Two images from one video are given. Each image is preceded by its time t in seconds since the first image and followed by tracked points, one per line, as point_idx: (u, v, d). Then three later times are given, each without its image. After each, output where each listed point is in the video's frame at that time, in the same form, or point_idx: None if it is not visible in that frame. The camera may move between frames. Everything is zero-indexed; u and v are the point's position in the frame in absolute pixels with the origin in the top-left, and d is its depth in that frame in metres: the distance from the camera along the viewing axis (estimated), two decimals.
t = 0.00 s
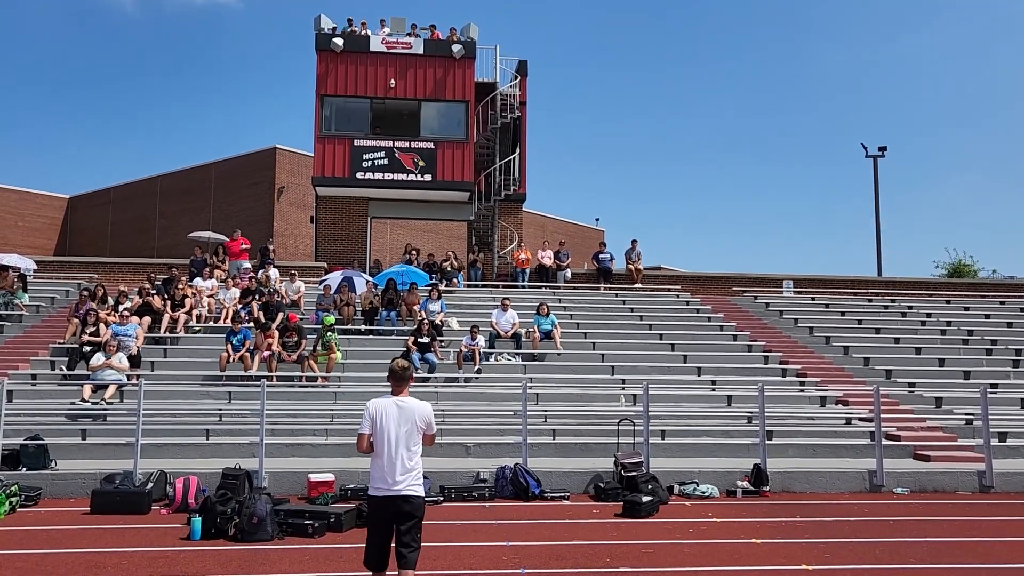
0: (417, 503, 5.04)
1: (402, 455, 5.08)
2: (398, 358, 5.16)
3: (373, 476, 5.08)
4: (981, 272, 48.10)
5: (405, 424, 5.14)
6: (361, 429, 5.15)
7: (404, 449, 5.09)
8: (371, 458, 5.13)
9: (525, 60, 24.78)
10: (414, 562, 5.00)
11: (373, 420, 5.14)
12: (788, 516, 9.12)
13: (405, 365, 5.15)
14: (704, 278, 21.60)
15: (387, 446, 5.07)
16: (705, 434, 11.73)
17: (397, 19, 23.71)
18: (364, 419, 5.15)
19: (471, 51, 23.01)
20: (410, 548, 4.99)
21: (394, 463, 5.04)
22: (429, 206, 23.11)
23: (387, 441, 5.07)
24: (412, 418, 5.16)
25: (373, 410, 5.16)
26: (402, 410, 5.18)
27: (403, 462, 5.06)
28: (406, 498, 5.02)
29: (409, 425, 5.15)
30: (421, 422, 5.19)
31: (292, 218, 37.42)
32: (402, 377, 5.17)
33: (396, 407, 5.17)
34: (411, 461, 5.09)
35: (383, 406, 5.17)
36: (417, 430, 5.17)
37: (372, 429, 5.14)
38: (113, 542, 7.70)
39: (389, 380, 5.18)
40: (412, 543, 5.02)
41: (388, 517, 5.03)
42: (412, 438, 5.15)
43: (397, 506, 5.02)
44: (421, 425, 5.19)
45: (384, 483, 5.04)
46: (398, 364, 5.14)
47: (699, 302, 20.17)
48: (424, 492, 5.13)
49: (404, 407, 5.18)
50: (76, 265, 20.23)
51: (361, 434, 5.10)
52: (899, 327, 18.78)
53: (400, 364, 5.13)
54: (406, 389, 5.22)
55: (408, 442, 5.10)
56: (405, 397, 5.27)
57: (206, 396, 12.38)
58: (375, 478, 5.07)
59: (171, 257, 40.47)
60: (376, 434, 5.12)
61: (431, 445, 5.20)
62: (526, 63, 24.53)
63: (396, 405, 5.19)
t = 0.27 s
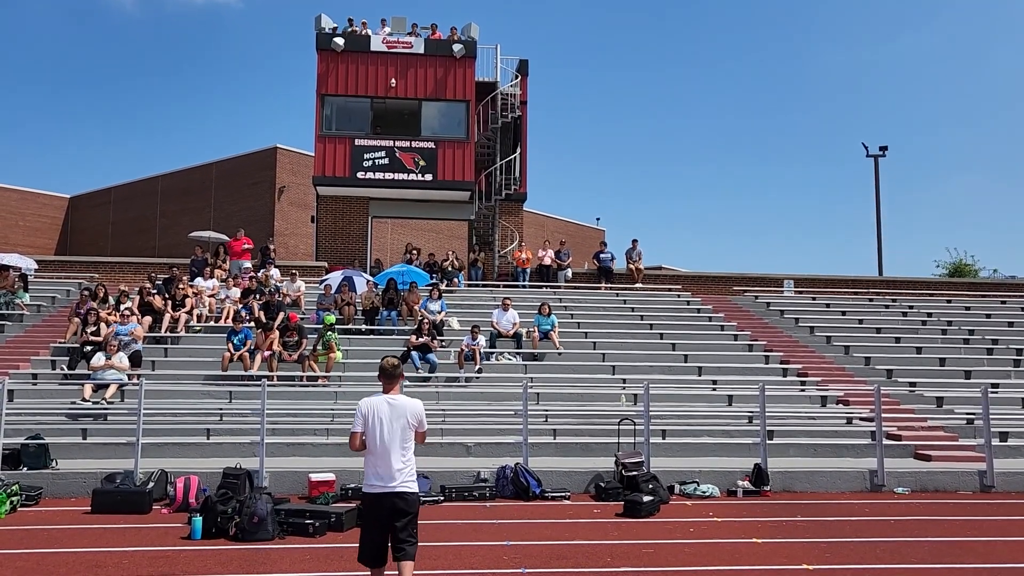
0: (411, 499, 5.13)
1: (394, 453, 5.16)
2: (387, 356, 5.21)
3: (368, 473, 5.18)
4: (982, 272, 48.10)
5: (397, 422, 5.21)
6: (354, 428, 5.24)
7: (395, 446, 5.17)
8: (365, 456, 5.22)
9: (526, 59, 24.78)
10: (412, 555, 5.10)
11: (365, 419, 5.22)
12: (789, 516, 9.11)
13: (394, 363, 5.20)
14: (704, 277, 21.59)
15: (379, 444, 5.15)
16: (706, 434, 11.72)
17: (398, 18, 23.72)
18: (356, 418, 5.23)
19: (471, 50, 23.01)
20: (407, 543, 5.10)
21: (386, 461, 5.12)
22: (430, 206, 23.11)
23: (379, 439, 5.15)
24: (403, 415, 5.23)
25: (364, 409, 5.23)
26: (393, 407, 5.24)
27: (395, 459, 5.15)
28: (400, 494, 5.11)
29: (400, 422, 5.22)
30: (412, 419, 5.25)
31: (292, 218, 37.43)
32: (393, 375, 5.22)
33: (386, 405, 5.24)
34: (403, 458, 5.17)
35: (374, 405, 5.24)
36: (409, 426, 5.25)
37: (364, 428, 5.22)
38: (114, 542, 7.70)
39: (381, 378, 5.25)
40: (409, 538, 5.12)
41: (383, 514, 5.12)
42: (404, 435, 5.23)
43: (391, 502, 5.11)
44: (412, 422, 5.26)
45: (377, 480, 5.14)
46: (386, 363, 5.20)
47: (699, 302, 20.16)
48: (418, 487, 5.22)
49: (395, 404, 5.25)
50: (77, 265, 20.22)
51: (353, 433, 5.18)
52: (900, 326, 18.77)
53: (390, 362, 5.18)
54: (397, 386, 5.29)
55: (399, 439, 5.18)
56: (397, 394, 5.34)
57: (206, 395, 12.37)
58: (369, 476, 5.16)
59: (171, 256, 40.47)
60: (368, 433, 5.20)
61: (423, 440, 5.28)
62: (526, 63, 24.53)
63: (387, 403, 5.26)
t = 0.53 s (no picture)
0: (408, 496, 5.17)
1: (390, 450, 5.19)
2: (383, 355, 5.26)
3: (364, 471, 5.21)
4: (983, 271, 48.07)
5: (392, 419, 5.24)
6: (349, 427, 5.26)
7: (391, 443, 5.20)
8: (360, 455, 5.25)
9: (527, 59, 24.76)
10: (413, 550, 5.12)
11: (360, 418, 5.25)
12: (790, 515, 9.10)
13: (389, 362, 5.25)
14: (705, 277, 21.58)
15: (374, 441, 5.19)
16: (706, 434, 11.71)
17: (398, 18, 23.71)
18: (352, 417, 5.26)
19: (472, 50, 23.00)
20: (407, 540, 5.12)
21: (383, 458, 5.15)
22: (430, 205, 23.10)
23: (375, 437, 5.18)
24: (398, 413, 5.26)
25: (359, 407, 5.26)
26: (388, 405, 5.28)
27: (391, 457, 5.18)
28: (397, 491, 5.15)
29: (396, 420, 5.25)
30: (407, 416, 5.29)
31: (293, 218, 37.43)
32: (388, 373, 5.27)
33: (381, 403, 5.28)
34: (399, 455, 5.21)
35: (370, 403, 5.28)
36: (404, 424, 5.28)
37: (359, 426, 5.25)
38: (115, 541, 7.70)
39: (374, 377, 5.30)
40: (409, 536, 5.14)
41: (382, 512, 5.14)
42: (399, 433, 5.26)
43: (387, 500, 5.14)
44: (407, 419, 5.30)
45: (374, 478, 5.16)
46: (382, 362, 5.25)
47: (700, 301, 20.15)
48: (414, 484, 5.26)
49: (390, 402, 5.29)
50: (77, 265, 20.22)
51: (348, 431, 5.21)
52: (901, 326, 18.76)
53: (386, 361, 5.23)
54: (392, 384, 5.33)
55: (395, 437, 5.22)
56: (391, 392, 5.38)
57: (207, 395, 12.36)
58: (366, 474, 5.19)
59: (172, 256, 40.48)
60: (364, 431, 5.23)
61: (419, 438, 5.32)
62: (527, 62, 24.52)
63: (382, 400, 5.29)
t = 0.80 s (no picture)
0: (409, 494, 5.20)
1: (391, 449, 5.23)
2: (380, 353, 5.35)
3: (365, 471, 5.23)
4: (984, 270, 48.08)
5: (392, 417, 5.29)
6: (349, 426, 5.30)
7: (392, 441, 5.24)
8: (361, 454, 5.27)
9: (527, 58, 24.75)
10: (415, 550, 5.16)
11: (360, 417, 5.29)
12: (790, 514, 9.10)
13: (387, 360, 5.33)
14: (705, 276, 21.58)
15: (375, 439, 5.22)
16: (707, 433, 11.71)
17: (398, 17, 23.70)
18: (351, 416, 5.30)
19: (472, 49, 22.99)
20: (409, 539, 5.15)
21: (383, 457, 5.18)
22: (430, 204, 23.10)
23: (375, 436, 5.22)
24: (397, 412, 5.31)
25: (359, 407, 5.31)
26: (388, 404, 5.33)
27: (393, 455, 5.21)
28: (398, 489, 5.18)
29: (395, 419, 5.30)
30: (407, 415, 5.34)
31: (293, 217, 37.44)
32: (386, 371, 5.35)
33: (380, 402, 5.32)
34: (400, 454, 5.25)
35: (370, 403, 5.32)
36: (404, 423, 5.33)
37: (359, 426, 5.28)
38: (116, 540, 7.71)
39: (372, 374, 5.37)
40: (410, 534, 5.17)
41: (385, 510, 5.16)
42: (399, 432, 5.30)
43: (389, 498, 5.16)
44: (407, 418, 5.34)
45: (375, 477, 5.19)
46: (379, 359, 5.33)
47: (700, 300, 20.14)
48: (415, 482, 5.29)
49: (389, 401, 5.34)
50: (78, 264, 20.23)
51: (349, 430, 5.24)
52: (901, 325, 18.75)
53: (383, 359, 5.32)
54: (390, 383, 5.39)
55: (395, 436, 5.26)
56: (390, 391, 5.43)
57: (207, 395, 12.36)
58: (367, 473, 5.21)
59: (172, 255, 40.50)
60: (364, 430, 5.27)
61: (419, 438, 5.36)
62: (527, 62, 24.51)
63: (381, 399, 5.34)
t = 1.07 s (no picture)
0: (412, 494, 5.24)
1: (393, 448, 5.29)
2: (386, 355, 5.48)
3: (368, 470, 5.30)
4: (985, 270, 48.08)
5: (395, 417, 5.35)
6: (354, 425, 5.38)
7: (394, 441, 5.30)
8: (365, 453, 5.35)
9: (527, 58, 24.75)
10: (424, 549, 5.23)
11: (365, 416, 5.37)
12: (790, 514, 9.10)
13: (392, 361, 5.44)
14: (705, 276, 21.58)
15: (378, 438, 5.30)
16: (707, 433, 11.72)
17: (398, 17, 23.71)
18: (356, 416, 5.38)
19: (472, 49, 22.99)
20: (415, 538, 5.20)
21: (386, 456, 5.25)
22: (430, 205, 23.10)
23: (378, 435, 5.29)
24: (402, 412, 5.38)
25: (364, 406, 5.39)
26: (392, 404, 5.40)
27: (395, 454, 5.28)
28: (401, 488, 5.23)
29: (399, 419, 5.36)
30: (411, 414, 5.40)
31: (293, 217, 37.45)
32: (390, 371, 5.44)
33: (384, 401, 5.40)
34: (402, 453, 5.30)
35: (374, 402, 5.40)
36: (408, 423, 5.38)
37: (364, 425, 5.36)
38: (116, 540, 7.71)
39: (377, 374, 5.47)
40: (417, 533, 5.22)
41: (392, 507, 5.22)
42: (403, 431, 5.36)
43: (392, 497, 5.22)
44: (411, 418, 5.40)
45: (378, 476, 5.25)
46: (385, 359, 5.45)
47: (701, 300, 20.14)
48: (419, 482, 5.33)
49: (394, 401, 5.41)
50: (78, 264, 20.24)
51: (353, 429, 5.32)
52: (901, 325, 18.75)
53: (389, 360, 5.45)
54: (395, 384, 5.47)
55: (398, 435, 5.32)
56: (395, 392, 5.51)
57: (207, 394, 12.36)
58: (370, 472, 5.28)
59: (172, 255, 40.50)
60: (368, 429, 5.34)
61: (423, 438, 5.40)
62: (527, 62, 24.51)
63: (385, 399, 5.41)
